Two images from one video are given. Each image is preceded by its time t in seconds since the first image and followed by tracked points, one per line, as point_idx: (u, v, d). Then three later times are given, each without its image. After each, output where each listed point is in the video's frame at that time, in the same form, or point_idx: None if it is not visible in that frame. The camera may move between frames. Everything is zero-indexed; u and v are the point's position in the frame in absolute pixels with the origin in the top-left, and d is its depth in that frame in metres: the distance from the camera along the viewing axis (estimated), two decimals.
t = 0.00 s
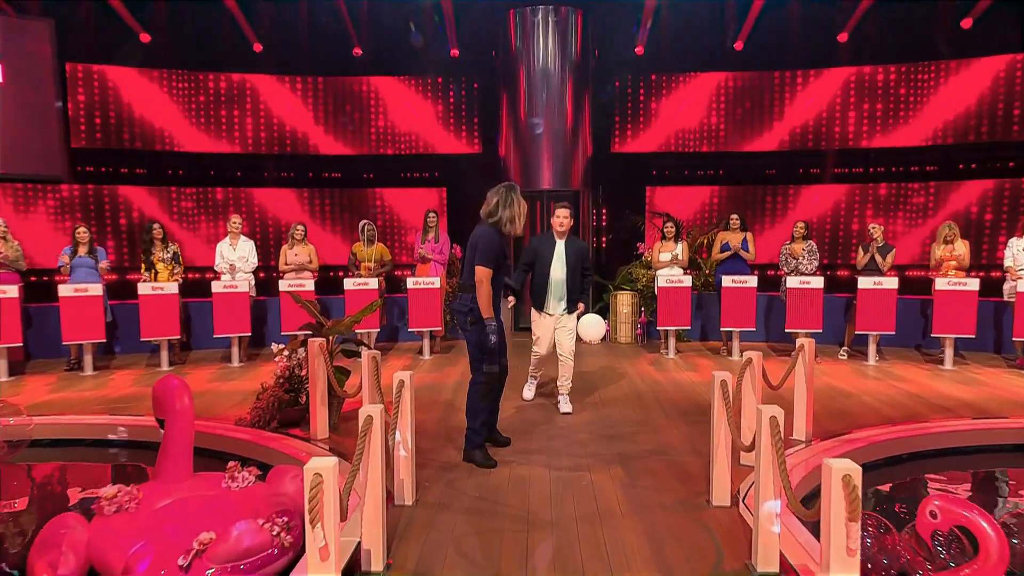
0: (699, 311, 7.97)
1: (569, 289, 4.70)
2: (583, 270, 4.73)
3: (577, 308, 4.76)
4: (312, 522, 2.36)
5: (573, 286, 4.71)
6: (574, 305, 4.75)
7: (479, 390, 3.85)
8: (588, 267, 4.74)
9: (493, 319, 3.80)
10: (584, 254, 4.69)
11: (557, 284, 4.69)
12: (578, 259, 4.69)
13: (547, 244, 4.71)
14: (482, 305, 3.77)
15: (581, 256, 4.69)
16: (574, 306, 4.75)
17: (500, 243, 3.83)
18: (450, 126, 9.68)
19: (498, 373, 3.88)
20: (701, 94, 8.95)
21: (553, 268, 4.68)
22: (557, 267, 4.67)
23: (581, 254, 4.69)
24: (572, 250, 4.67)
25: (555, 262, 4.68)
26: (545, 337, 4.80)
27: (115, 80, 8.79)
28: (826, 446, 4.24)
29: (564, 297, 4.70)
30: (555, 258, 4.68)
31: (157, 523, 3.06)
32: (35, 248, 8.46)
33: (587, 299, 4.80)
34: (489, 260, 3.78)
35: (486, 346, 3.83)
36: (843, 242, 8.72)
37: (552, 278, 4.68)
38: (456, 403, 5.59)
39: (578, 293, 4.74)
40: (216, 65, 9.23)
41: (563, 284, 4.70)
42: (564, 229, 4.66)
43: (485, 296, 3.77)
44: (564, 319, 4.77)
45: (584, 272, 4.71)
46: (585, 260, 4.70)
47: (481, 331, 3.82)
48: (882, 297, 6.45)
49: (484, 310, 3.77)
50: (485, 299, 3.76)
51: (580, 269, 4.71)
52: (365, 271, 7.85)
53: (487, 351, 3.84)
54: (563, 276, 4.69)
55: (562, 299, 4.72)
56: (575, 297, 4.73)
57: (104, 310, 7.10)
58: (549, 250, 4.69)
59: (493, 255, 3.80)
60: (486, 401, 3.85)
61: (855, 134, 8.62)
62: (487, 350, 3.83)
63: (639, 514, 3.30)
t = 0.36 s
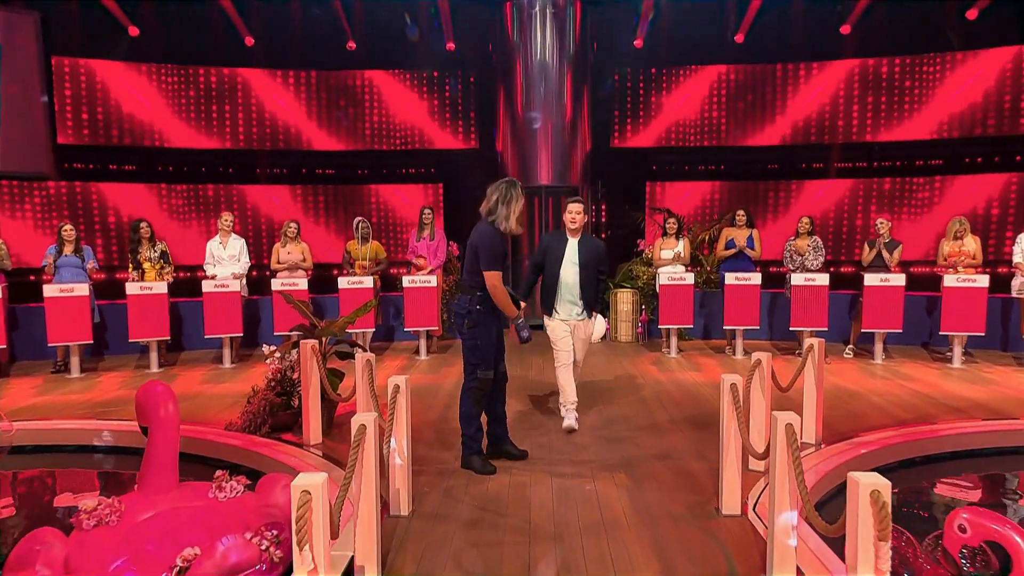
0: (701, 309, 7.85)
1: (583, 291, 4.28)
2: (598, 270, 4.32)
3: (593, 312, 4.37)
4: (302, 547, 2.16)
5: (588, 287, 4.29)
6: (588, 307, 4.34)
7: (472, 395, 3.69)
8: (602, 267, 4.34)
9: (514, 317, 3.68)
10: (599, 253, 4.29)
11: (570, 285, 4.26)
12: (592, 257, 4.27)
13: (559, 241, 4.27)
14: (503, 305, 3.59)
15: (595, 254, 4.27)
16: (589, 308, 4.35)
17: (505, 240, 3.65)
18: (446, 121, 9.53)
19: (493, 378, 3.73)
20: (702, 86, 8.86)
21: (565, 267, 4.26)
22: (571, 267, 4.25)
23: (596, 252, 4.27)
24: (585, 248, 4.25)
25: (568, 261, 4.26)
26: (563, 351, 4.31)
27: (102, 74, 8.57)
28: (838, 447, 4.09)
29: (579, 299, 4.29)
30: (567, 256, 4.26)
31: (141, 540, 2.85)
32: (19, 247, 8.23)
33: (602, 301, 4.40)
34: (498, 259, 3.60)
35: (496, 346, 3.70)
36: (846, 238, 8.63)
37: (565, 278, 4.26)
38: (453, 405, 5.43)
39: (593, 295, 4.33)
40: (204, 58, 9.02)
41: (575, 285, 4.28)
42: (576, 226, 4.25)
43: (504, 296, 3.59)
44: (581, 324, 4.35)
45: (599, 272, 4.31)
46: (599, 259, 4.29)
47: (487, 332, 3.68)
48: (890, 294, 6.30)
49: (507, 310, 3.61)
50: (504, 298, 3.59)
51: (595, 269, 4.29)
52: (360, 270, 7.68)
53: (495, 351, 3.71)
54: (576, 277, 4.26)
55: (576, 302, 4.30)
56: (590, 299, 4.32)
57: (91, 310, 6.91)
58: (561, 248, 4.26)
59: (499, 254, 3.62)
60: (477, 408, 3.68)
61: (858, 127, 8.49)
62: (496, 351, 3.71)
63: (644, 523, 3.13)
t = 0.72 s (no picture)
0: (707, 305, 7.71)
1: (599, 292, 3.79)
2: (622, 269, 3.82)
3: (614, 317, 3.84)
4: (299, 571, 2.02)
5: (605, 287, 3.78)
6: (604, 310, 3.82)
7: (484, 396, 3.54)
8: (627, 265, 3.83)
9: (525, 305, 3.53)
10: (622, 249, 3.82)
11: (585, 283, 3.81)
12: (613, 253, 3.79)
13: (580, 234, 3.87)
14: (512, 293, 3.44)
15: (617, 250, 3.80)
16: (606, 312, 3.82)
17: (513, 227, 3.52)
18: (446, 115, 9.37)
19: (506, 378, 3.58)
20: (706, 78, 8.69)
21: (582, 263, 3.83)
22: (588, 262, 3.81)
23: (618, 247, 3.80)
24: (606, 243, 3.79)
25: (586, 256, 3.83)
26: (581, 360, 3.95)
27: (94, 67, 8.37)
28: (853, 450, 3.93)
29: (594, 300, 3.80)
30: (587, 251, 3.82)
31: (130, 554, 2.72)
32: (11, 244, 8.05)
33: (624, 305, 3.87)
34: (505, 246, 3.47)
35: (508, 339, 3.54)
36: (853, 232, 8.47)
37: (581, 274, 3.83)
38: (456, 406, 5.28)
39: (612, 296, 3.81)
40: (199, 51, 8.84)
41: (592, 285, 3.82)
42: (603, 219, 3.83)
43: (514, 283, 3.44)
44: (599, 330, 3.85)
45: (621, 271, 3.81)
46: (622, 255, 3.80)
47: (497, 325, 3.52)
48: (901, 289, 6.15)
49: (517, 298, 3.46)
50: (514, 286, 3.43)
51: (616, 268, 3.80)
52: (358, 267, 7.52)
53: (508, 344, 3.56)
54: (593, 274, 3.81)
55: (591, 302, 3.83)
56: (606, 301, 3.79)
57: (84, 309, 6.76)
58: (580, 242, 3.84)
59: (507, 241, 3.48)
60: (488, 411, 3.52)
61: (866, 119, 8.33)
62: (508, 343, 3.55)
63: (658, 534, 3.00)
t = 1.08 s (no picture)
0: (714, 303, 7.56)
1: (622, 298, 3.48)
2: (647, 274, 3.47)
3: (638, 327, 3.51)
4: None
5: (627, 292, 3.47)
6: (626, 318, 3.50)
7: (495, 404, 3.38)
8: (654, 270, 3.46)
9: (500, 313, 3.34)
10: (647, 252, 3.48)
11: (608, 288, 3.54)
12: (636, 256, 3.48)
13: (606, 236, 3.64)
14: (485, 297, 3.32)
15: (641, 253, 3.48)
16: (629, 320, 3.51)
17: (510, 228, 3.36)
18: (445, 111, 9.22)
19: (518, 386, 3.42)
20: (711, 72, 8.53)
21: (605, 266, 3.58)
22: (610, 266, 3.56)
23: (642, 249, 3.48)
24: (629, 244, 3.50)
25: (609, 260, 3.57)
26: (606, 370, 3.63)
27: (86, 65, 8.20)
28: (874, 456, 3.78)
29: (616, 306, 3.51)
30: (610, 254, 3.58)
31: None
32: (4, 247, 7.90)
33: (651, 315, 3.49)
34: (496, 248, 3.31)
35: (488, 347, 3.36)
36: (861, 227, 8.31)
37: (603, 279, 3.57)
38: (459, 411, 5.14)
39: (636, 305, 3.48)
40: (194, 48, 8.67)
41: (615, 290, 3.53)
42: (629, 218, 3.53)
43: (492, 286, 3.31)
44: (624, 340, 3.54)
45: (645, 277, 3.47)
46: (646, 259, 3.46)
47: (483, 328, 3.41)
48: (914, 287, 5.99)
49: (489, 303, 3.32)
50: (490, 289, 3.30)
51: (638, 273, 3.48)
52: (357, 267, 7.37)
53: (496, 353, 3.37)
54: (615, 278, 3.53)
55: (614, 310, 3.54)
56: (629, 308, 3.48)
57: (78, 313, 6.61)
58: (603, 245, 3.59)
59: (501, 243, 3.32)
60: (493, 421, 3.37)
61: (875, 112, 8.16)
62: (491, 351, 3.37)
63: (676, 549, 2.85)
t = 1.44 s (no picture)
0: (718, 300, 7.39)
1: (621, 304, 3.28)
2: (648, 278, 3.24)
3: (638, 335, 3.27)
4: None
5: (625, 297, 3.27)
6: (624, 325, 3.29)
7: (493, 410, 3.24)
8: (655, 274, 3.22)
9: (484, 314, 3.21)
10: (648, 255, 3.24)
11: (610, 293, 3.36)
12: (637, 256, 3.26)
13: (611, 237, 3.44)
14: (469, 296, 3.20)
15: (642, 255, 3.25)
16: (628, 327, 3.28)
17: (503, 228, 3.22)
18: (440, 107, 9.04)
19: (516, 388, 3.24)
20: (710, 63, 8.39)
21: (606, 270, 3.40)
22: (611, 270, 3.37)
23: (643, 252, 3.25)
24: (630, 246, 3.29)
25: (611, 263, 3.39)
26: (613, 387, 3.41)
27: (71, 63, 7.99)
28: (893, 459, 3.60)
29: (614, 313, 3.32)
30: (613, 258, 3.38)
31: None
32: None
33: (651, 323, 3.23)
34: (485, 247, 3.18)
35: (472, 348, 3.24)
36: (866, 220, 8.13)
37: (604, 284, 3.40)
38: (457, 415, 4.96)
39: (636, 311, 3.26)
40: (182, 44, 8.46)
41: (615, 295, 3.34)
42: (631, 217, 3.31)
43: (475, 285, 3.19)
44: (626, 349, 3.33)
45: (646, 281, 3.24)
46: (647, 259, 3.23)
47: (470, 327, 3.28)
48: (924, 281, 5.82)
49: (472, 302, 3.20)
50: (473, 288, 3.18)
51: (639, 276, 3.26)
52: (351, 268, 7.18)
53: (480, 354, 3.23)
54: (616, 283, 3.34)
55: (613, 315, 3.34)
56: (626, 314, 3.27)
57: (63, 318, 6.40)
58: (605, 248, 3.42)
59: (489, 242, 3.19)
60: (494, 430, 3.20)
61: (879, 102, 7.98)
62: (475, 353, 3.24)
63: (688, 565, 2.68)
